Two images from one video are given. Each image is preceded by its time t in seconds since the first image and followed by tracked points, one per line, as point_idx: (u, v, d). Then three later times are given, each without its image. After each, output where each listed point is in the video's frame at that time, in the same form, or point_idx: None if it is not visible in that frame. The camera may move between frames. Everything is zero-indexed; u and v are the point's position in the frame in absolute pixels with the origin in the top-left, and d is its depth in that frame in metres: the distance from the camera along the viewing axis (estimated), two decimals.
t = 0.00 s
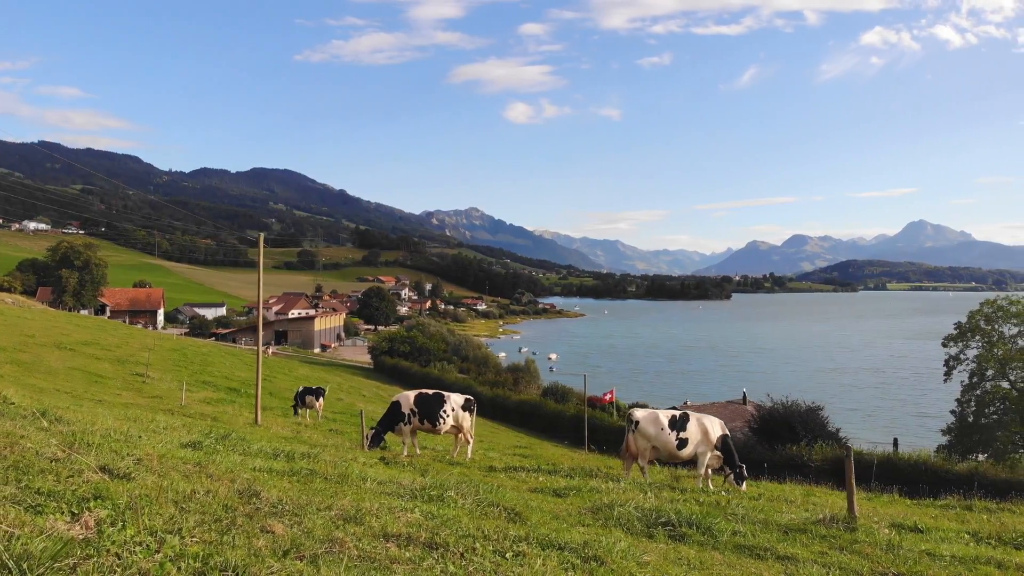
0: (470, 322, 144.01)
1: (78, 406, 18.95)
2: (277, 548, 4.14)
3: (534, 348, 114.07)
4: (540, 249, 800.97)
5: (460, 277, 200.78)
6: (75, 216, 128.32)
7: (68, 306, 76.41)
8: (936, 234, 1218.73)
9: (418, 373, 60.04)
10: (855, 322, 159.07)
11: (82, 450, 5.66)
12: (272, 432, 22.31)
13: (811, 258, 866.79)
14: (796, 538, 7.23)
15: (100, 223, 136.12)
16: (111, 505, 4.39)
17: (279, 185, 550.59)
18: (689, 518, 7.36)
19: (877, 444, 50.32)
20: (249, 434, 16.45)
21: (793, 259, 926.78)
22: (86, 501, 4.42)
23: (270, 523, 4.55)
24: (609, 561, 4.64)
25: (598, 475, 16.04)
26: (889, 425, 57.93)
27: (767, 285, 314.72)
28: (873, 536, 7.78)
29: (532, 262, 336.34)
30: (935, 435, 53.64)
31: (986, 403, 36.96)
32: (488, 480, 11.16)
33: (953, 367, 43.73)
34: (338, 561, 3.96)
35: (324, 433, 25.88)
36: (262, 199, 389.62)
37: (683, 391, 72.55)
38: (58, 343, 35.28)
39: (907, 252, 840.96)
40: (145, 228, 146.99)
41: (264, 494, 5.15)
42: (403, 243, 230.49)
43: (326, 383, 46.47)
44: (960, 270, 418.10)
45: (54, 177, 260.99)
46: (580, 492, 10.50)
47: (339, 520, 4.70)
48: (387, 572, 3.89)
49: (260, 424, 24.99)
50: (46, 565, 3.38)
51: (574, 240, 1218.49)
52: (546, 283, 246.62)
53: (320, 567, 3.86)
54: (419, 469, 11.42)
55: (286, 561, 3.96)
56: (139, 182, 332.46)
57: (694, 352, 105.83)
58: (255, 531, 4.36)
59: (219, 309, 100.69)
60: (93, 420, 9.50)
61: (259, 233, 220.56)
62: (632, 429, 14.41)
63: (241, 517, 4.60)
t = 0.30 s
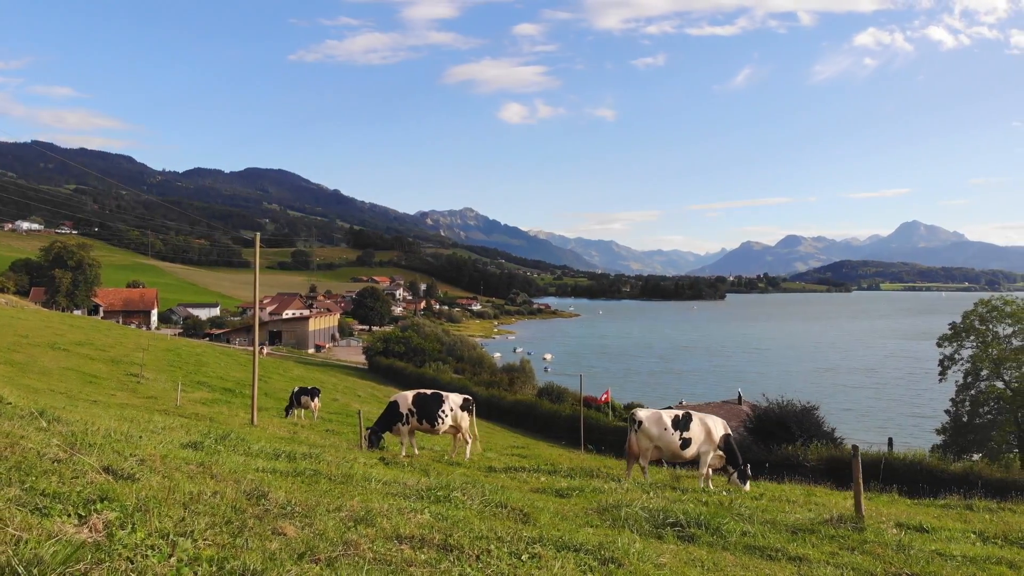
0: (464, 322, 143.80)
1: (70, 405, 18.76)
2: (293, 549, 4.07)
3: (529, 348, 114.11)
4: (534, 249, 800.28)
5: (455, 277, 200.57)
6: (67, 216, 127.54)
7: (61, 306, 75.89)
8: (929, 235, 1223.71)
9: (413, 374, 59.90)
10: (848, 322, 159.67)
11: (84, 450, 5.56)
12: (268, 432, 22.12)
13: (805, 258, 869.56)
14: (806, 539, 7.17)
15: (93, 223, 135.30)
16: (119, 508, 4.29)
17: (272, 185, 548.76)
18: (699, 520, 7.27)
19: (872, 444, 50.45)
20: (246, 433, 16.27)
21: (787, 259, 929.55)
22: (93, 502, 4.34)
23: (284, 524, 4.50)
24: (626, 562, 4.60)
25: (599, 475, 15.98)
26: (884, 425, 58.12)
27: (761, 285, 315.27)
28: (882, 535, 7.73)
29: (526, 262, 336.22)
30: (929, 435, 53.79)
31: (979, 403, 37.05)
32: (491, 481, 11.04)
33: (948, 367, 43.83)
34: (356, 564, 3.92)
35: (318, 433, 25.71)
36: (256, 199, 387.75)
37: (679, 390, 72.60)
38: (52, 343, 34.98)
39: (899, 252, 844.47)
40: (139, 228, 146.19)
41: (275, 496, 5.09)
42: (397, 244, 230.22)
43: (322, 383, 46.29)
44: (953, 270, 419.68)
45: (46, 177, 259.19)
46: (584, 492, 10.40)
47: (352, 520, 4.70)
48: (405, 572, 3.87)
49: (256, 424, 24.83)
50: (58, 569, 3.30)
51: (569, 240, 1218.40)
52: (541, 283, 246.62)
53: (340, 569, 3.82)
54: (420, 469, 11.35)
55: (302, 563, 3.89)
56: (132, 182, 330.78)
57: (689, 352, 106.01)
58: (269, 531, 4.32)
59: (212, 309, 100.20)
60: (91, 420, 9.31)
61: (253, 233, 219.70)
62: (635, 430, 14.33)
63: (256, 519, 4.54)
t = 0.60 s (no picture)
0: (459, 323, 143.55)
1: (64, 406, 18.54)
2: (313, 550, 4.03)
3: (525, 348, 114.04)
4: (529, 249, 799.78)
5: (449, 277, 200.26)
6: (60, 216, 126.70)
7: (54, 306, 75.32)
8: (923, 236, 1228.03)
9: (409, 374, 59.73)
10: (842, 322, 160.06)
11: (87, 449, 5.46)
12: (264, 432, 21.95)
13: (799, 259, 871.66)
14: (818, 539, 7.09)
15: (86, 223, 134.42)
16: (130, 507, 4.22)
17: (267, 185, 546.64)
18: (708, 520, 7.18)
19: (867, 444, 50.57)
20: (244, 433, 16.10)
21: (781, 260, 931.79)
22: (102, 502, 4.26)
23: (300, 525, 4.44)
24: (649, 564, 4.56)
25: (600, 474, 15.89)
26: (879, 425, 58.29)
27: (755, 285, 315.54)
28: (893, 535, 7.68)
29: (520, 263, 335.65)
30: (924, 435, 53.95)
31: (975, 402, 37.06)
32: (494, 481, 10.91)
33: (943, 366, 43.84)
34: (375, 565, 3.88)
35: (315, 433, 25.55)
36: (249, 199, 385.91)
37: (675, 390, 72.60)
38: (46, 343, 34.68)
39: (893, 253, 847.26)
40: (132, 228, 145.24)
41: (286, 497, 5.02)
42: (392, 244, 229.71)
43: (317, 383, 46.10)
44: (946, 271, 420.74)
45: (37, 176, 257.44)
46: (590, 492, 10.29)
47: (369, 520, 4.64)
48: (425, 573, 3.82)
49: (252, 425, 24.66)
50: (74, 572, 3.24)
51: (564, 240, 1218.20)
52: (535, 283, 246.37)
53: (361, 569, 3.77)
54: (423, 469, 11.23)
55: (321, 563, 3.85)
56: (125, 182, 328.69)
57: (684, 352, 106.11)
58: (285, 532, 4.28)
59: (206, 309, 99.69)
60: (90, 420, 9.13)
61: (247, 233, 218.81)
62: (639, 430, 14.26)
63: (270, 520, 4.48)
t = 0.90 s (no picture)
0: (454, 323, 143.32)
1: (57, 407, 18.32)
2: (332, 555, 4.07)
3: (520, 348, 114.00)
4: (524, 249, 799.38)
5: (444, 277, 200.02)
6: (53, 215, 125.97)
7: (47, 306, 74.81)
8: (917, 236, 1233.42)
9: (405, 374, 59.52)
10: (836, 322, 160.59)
11: (91, 451, 5.43)
12: (261, 433, 21.80)
13: (794, 259, 874.17)
14: (831, 540, 7.05)
15: (79, 223, 133.62)
16: (144, 511, 4.29)
17: (261, 185, 544.81)
18: (718, 520, 7.14)
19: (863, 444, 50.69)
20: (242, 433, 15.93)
21: (775, 261, 934.31)
22: (113, 507, 4.29)
23: (317, 529, 4.48)
24: (666, 567, 4.60)
25: (601, 475, 15.79)
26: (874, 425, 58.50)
27: (749, 285, 316.02)
28: (904, 535, 7.66)
29: (515, 263, 335.49)
30: (919, 435, 54.14)
31: (970, 402, 37.14)
32: (499, 483, 10.80)
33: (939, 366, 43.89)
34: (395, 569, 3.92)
35: (311, 434, 25.39)
36: (243, 199, 384.43)
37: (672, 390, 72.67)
38: (39, 344, 34.40)
39: (886, 253, 850.34)
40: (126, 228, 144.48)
41: (299, 499, 5.03)
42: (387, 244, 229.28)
43: (314, 384, 45.90)
44: (939, 271, 422.41)
45: (30, 176, 255.91)
46: (595, 493, 10.18)
47: (384, 524, 4.66)
48: None
49: (248, 425, 24.46)
50: None
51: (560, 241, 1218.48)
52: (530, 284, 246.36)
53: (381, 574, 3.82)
54: (426, 469, 11.11)
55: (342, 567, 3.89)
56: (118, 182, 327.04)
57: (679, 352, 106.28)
58: (304, 536, 4.32)
59: (200, 310, 99.22)
60: (90, 421, 8.98)
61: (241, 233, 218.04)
62: (641, 430, 14.17)
63: (286, 524, 4.51)
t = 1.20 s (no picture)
0: (452, 323, 143.18)
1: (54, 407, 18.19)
2: (358, 561, 4.09)
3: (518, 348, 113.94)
4: (522, 250, 798.59)
5: (442, 278, 199.81)
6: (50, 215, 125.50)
7: (44, 306, 74.55)
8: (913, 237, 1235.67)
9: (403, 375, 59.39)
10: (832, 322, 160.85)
11: (103, 454, 5.37)
12: (261, 434, 21.67)
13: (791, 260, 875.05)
14: (847, 542, 6.98)
15: (76, 223, 133.15)
16: (165, 517, 4.28)
17: (258, 185, 543.70)
18: (734, 523, 7.05)
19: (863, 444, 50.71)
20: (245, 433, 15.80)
21: (773, 261, 935.33)
22: (133, 513, 4.27)
23: (341, 535, 4.48)
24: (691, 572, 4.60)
25: (606, 476, 15.71)
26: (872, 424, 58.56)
27: (746, 286, 316.10)
28: (918, 537, 7.61)
29: (512, 263, 335.29)
30: (917, 434, 54.22)
31: (969, 402, 37.13)
32: (507, 483, 10.70)
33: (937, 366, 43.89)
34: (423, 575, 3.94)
35: (310, 434, 25.26)
36: (240, 199, 383.57)
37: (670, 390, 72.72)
38: (37, 344, 34.21)
39: (883, 254, 851.60)
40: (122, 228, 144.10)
41: (317, 502, 5.02)
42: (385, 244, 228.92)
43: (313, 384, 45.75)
44: (935, 271, 422.98)
45: (25, 176, 255.16)
46: (603, 495, 10.09)
47: (406, 531, 4.65)
48: None
49: (248, 426, 24.33)
50: None
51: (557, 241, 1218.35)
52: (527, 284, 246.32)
53: None
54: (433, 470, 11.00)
55: None
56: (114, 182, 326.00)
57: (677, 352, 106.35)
58: (329, 541, 4.33)
59: (198, 310, 98.97)
60: (95, 422, 8.86)
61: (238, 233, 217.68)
62: (646, 431, 14.08)
63: (308, 528, 4.50)
